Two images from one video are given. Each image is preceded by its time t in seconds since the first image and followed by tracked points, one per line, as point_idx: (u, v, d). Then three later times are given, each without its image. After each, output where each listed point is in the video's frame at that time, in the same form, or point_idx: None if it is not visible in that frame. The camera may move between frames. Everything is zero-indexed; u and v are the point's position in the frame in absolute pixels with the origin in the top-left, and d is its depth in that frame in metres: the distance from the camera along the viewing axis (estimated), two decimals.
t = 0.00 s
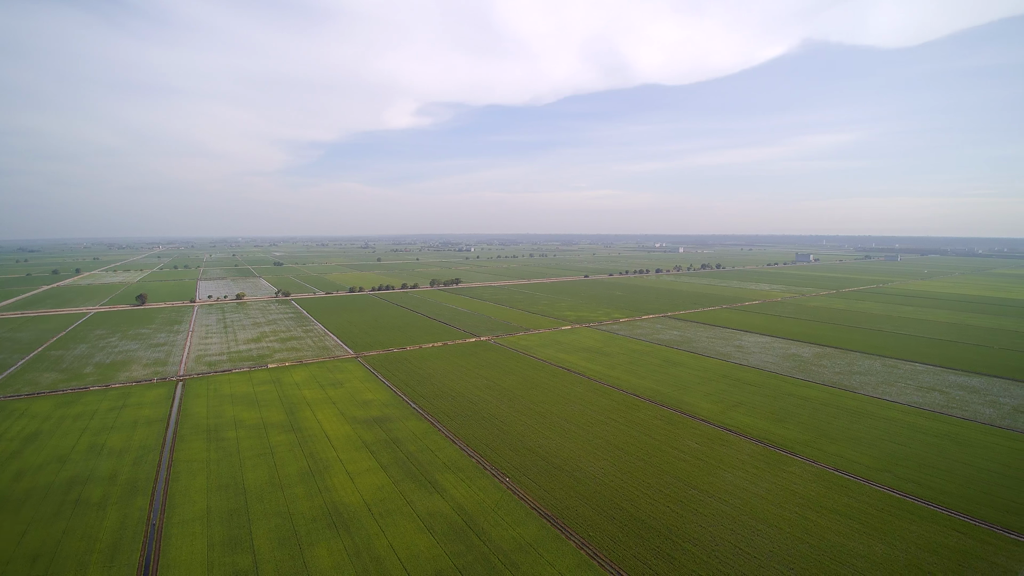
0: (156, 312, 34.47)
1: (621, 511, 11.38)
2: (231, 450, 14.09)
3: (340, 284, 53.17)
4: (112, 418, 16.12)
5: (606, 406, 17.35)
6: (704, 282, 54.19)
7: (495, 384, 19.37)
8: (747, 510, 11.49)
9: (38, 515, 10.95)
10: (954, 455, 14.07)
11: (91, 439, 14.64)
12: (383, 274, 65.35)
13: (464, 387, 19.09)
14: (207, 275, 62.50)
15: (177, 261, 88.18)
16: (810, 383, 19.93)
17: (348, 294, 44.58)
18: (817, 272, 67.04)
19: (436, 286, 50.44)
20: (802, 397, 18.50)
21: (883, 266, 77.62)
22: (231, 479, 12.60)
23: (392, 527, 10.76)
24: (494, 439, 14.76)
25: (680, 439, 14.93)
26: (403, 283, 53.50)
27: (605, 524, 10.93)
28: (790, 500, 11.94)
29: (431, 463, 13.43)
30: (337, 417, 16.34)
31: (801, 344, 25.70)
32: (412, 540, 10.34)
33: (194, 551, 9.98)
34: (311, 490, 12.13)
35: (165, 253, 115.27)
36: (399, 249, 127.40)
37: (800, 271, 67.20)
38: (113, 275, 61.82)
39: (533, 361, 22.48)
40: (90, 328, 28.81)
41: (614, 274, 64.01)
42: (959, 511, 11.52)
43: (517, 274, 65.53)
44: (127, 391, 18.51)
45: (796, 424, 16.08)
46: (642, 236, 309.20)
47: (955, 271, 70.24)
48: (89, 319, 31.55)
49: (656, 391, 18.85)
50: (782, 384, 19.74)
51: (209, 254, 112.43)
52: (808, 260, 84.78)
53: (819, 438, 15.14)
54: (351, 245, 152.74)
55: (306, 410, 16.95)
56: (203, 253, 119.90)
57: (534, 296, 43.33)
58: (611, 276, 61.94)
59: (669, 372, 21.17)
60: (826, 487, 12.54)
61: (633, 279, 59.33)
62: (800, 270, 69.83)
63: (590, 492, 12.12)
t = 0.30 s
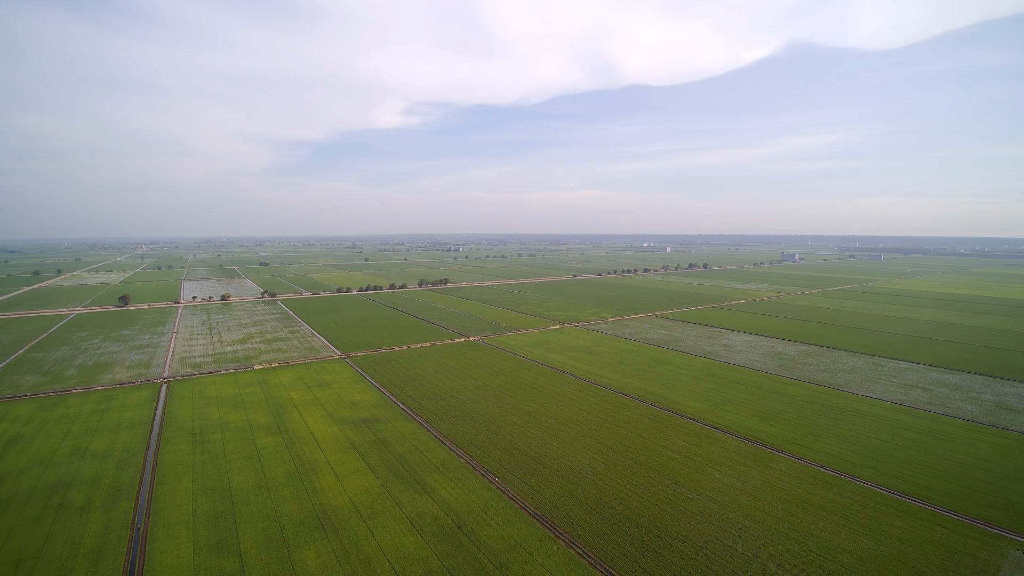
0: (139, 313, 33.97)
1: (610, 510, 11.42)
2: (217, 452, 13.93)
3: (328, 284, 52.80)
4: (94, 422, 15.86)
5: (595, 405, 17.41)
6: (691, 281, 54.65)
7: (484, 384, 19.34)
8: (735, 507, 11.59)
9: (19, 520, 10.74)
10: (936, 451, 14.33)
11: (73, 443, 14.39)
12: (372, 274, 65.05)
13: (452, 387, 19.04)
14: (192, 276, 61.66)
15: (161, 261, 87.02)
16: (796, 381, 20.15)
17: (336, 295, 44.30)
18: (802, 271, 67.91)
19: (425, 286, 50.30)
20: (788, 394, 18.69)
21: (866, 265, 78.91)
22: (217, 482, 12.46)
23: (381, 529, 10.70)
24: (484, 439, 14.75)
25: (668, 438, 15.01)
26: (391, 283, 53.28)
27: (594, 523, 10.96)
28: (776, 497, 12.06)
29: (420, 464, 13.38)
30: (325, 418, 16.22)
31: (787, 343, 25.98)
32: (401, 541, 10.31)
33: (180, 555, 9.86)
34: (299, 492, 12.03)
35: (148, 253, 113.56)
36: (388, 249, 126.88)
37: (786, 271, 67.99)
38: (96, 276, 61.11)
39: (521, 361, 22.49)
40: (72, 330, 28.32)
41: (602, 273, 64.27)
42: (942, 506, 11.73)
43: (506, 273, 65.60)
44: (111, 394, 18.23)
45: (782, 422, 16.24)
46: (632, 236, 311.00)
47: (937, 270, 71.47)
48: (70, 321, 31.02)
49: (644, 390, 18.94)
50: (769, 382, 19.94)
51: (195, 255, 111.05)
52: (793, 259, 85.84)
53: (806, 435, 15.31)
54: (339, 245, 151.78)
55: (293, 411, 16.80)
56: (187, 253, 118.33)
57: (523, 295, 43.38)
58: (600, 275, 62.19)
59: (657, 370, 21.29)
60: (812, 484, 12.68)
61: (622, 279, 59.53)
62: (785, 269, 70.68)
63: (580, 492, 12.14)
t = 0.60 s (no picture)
0: (121, 315, 33.43)
1: (599, 509, 11.47)
2: (202, 455, 13.78)
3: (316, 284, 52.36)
4: (76, 425, 15.59)
5: (583, 404, 17.48)
6: (678, 281, 55.09)
7: (472, 385, 19.32)
8: (722, 505, 11.69)
9: None
10: (919, 447, 14.58)
11: (54, 447, 14.14)
12: (360, 274, 64.67)
13: (441, 387, 19.01)
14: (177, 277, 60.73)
15: (143, 262, 85.72)
16: (782, 379, 20.38)
17: (322, 295, 43.98)
18: (787, 271, 68.75)
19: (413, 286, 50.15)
20: (773, 392, 18.90)
21: (848, 265, 80.12)
22: (202, 485, 12.31)
23: (370, 531, 10.64)
24: (473, 439, 14.74)
25: (656, 436, 15.13)
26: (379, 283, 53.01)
27: (583, 522, 11.00)
28: (763, 494, 12.18)
29: (408, 465, 13.32)
30: (311, 420, 16.10)
31: (772, 341, 26.27)
32: (390, 542, 10.27)
33: (165, 560, 9.74)
34: (286, 495, 11.93)
35: (130, 254, 111.99)
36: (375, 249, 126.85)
37: (771, 270, 68.80)
38: (77, 276, 59.97)
39: (509, 361, 22.51)
40: (52, 332, 27.81)
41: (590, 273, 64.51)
42: (924, 502, 11.93)
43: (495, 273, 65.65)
44: (93, 397, 17.94)
45: (768, 420, 16.42)
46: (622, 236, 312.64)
47: (918, 269, 72.82)
48: (50, 323, 30.44)
49: (632, 390, 19.05)
50: (755, 381, 20.15)
51: (177, 255, 110.27)
52: (778, 259, 86.90)
53: (791, 432, 15.50)
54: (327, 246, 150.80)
55: (279, 413, 16.67)
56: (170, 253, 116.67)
57: (510, 295, 43.42)
58: (588, 275, 62.41)
59: (645, 370, 21.42)
60: (797, 481, 12.84)
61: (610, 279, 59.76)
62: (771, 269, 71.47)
63: (569, 491, 12.19)
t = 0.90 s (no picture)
0: (101, 317, 32.82)
1: (587, 508, 11.51)
2: (185, 459, 13.59)
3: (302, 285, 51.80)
4: (55, 429, 15.28)
5: (571, 404, 17.53)
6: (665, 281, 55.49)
7: (460, 385, 19.27)
8: (709, 502, 11.79)
9: None
10: (901, 444, 14.82)
11: (33, 451, 13.85)
12: (346, 275, 64.21)
13: (428, 388, 18.94)
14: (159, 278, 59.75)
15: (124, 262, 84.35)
16: (767, 377, 20.60)
17: (308, 296, 43.60)
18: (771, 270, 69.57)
19: (400, 286, 49.93)
20: (758, 390, 19.09)
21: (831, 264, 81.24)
22: (186, 489, 12.14)
23: (357, 534, 10.58)
24: (460, 440, 14.72)
25: (643, 435, 15.22)
26: (366, 284, 52.71)
27: (571, 521, 11.03)
28: (749, 491, 12.30)
29: (395, 466, 13.26)
30: (297, 422, 15.96)
31: (757, 340, 26.55)
32: (377, 545, 10.21)
33: (148, 566, 9.59)
34: (271, 499, 11.81)
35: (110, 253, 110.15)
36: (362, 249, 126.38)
37: (756, 270, 69.54)
38: (56, 277, 58.57)
39: (497, 361, 22.50)
40: (29, 335, 27.23)
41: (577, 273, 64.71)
42: (906, 497, 12.14)
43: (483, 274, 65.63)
44: (73, 401, 17.61)
45: (754, 418, 16.58)
46: (611, 236, 314.08)
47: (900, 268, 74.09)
48: (27, 325, 29.80)
49: (619, 389, 19.13)
50: (740, 379, 20.35)
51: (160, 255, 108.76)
52: (763, 258, 87.91)
53: (776, 430, 15.68)
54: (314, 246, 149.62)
55: (265, 415, 16.51)
56: (153, 254, 114.89)
57: (498, 295, 43.42)
58: (575, 275, 62.62)
59: (632, 369, 21.53)
60: (782, 477, 12.99)
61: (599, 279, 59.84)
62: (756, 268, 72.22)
63: (557, 490, 12.22)
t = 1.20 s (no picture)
0: (82, 319, 32.28)
1: (575, 507, 11.55)
2: (170, 463, 13.42)
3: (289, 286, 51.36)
4: (36, 433, 15.01)
5: (559, 404, 17.57)
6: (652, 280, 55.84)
7: (448, 386, 19.23)
8: (696, 500, 11.89)
9: None
10: (884, 440, 15.06)
11: (13, 456, 13.58)
12: (334, 275, 63.76)
13: (416, 389, 18.88)
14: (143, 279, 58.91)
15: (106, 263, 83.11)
16: (753, 376, 20.80)
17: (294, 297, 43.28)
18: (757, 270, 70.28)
19: (388, 287, 49.72)
20: (744, 389, 19.28)
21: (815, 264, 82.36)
22: (170, 493, 11.99)
23: (345, 536, 10.52)
24: (448, 440, 14.69)
25: (631, 434, 15.30)
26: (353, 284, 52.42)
27: (560, 521, 11.06)
28: (736, 489, 12.41)
29: (383, 468, 13.20)
30: (283, 424, 15.83)
31: (744, 339, 26.81)
32: (365, 547, 10.16)
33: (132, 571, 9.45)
34: (257, 502, 11.70)
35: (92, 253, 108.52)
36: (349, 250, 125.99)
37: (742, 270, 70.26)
38: (35, 279, 57.37)
39: (485, 362, 22.50)
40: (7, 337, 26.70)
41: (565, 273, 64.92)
42: (890, 493, 12.33)
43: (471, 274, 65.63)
44: (54, 404, 17.31)
45: (740, 416, 16.73)
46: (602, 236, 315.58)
47: (884, 267, 75.25)
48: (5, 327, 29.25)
49: (608, 388, 19.21)
50: (727, 378, 20.54)
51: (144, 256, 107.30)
52: (748, 258, 88.85)
53: (762, 428, 15.84)
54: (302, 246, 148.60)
55: (250, 418, 16.35)
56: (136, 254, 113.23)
57: (486, 295, 43.43)
58: (564, 275, 62.82)
59: (620, 368, 21.64)
60: (768, 475, 13.13)
61: (588, 279, 60.10)
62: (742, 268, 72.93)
63: (545, 490, 12.24)
